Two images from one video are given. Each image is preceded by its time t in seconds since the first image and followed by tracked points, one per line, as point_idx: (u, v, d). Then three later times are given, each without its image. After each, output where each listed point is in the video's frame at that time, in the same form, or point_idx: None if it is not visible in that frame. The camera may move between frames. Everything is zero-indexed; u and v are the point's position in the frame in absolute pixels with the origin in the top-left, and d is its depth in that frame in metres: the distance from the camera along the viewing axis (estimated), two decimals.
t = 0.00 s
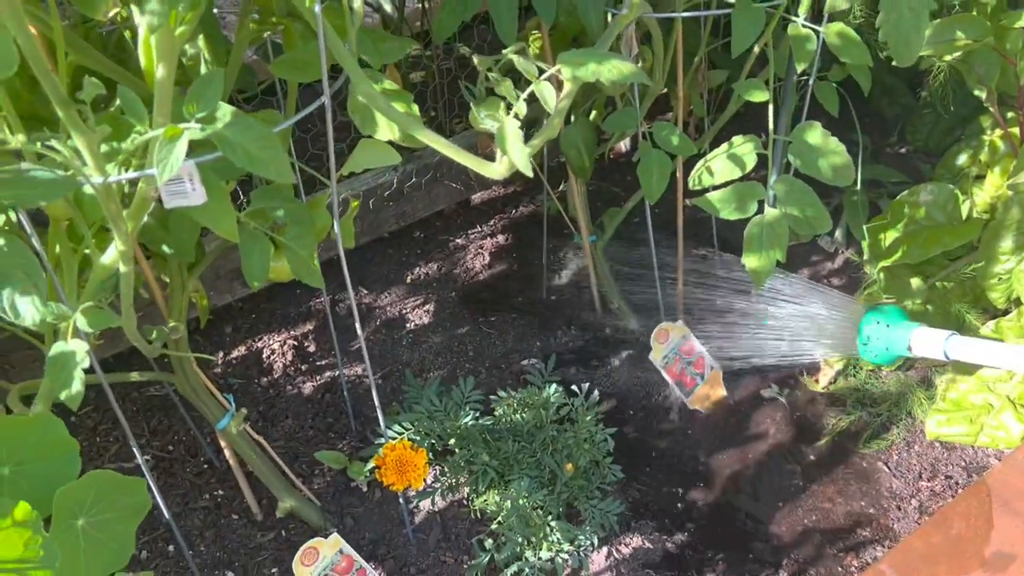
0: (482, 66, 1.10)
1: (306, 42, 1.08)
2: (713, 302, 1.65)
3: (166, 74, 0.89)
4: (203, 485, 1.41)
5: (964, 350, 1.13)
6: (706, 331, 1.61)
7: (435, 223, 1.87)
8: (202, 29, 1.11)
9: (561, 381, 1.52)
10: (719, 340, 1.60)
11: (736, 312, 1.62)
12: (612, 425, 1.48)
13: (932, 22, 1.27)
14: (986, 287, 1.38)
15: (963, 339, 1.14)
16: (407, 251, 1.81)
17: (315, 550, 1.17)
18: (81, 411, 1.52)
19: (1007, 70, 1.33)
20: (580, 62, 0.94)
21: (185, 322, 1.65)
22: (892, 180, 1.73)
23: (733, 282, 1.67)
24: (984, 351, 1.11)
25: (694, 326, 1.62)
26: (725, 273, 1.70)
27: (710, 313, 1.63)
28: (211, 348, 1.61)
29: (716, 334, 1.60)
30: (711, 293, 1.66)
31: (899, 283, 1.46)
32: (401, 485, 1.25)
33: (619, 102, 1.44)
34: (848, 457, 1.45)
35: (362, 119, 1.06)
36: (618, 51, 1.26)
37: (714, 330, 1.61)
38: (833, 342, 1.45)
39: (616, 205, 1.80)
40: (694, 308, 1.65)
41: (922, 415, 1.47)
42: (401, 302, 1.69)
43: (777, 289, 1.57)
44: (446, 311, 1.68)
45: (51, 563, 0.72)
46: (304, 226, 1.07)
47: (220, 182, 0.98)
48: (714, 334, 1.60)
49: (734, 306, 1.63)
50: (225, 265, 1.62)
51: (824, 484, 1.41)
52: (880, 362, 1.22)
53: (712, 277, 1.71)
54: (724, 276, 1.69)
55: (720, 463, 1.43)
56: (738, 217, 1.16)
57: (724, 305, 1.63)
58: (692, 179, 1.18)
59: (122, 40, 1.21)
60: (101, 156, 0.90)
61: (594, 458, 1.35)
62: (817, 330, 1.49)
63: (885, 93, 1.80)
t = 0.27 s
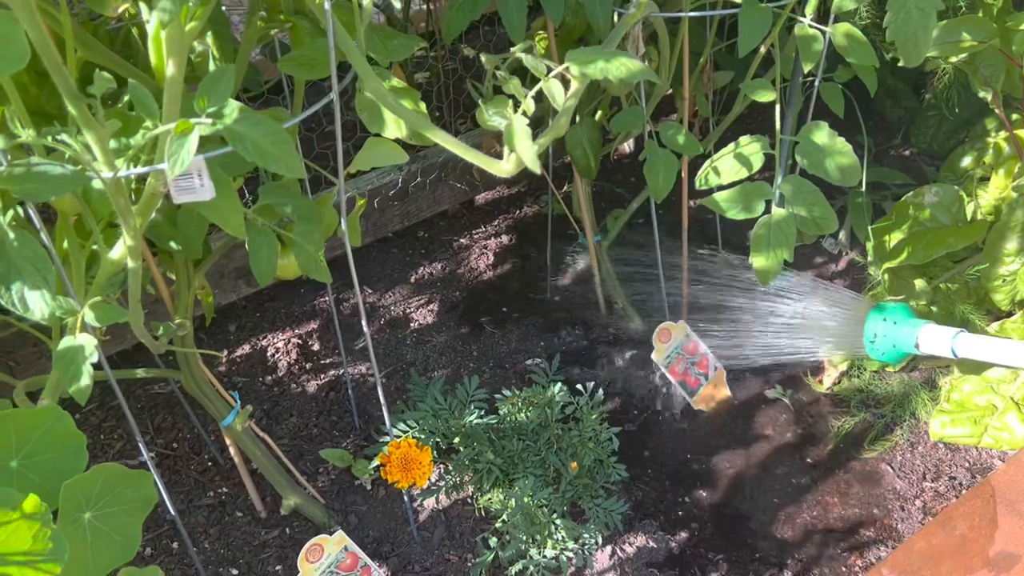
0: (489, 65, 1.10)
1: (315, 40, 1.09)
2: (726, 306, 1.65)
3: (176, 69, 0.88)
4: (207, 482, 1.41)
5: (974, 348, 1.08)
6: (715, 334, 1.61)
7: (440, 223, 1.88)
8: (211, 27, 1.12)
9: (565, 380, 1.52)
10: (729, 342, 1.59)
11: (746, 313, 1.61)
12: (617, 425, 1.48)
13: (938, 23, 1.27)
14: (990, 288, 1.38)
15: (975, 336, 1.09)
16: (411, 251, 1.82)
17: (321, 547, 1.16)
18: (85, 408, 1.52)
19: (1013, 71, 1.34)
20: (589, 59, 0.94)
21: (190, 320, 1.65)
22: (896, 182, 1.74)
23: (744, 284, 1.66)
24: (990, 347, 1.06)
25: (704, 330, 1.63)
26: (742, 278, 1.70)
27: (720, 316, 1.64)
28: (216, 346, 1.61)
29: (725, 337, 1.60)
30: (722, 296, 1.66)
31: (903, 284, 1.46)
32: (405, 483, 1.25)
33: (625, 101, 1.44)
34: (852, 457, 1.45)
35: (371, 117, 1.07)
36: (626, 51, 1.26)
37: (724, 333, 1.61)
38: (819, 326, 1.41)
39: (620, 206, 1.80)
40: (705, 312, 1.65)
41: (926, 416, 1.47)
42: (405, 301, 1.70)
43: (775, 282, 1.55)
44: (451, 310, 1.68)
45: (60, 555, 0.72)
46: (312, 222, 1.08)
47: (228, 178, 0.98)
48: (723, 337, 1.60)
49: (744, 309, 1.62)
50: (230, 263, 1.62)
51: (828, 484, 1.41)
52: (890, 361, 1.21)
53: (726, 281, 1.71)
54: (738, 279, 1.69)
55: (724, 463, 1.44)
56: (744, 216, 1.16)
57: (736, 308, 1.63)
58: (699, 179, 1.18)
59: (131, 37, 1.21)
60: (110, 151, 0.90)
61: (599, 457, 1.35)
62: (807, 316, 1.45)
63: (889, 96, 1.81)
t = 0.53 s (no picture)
0: (490, 63, 1.11)
1: (317, 37, 1.09)
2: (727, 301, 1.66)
3: (179, 64, 0.88)
4: (207, 480, 1.41)
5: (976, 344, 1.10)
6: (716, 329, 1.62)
7: (440, 222, 1.88)
8: (213, 24, 1.12)
9: (564, 379, 1.52)
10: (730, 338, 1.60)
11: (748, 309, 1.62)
12: (616, 423, 1.49)
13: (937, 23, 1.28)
14: (988, 288, 1.38)
15: (976, 333, 1.11)
16: (411, 250, 1.82)
17: (321, 543, 1.16)
18: (85, 405, 1.52)
19: (1011, 71, 1.34)
20: (590, 57, 0.95)
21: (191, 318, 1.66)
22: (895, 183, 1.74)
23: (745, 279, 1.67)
24: (991, 343, 1.08)
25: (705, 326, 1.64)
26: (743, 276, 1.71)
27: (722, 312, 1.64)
28: (216, 345, 1.62)
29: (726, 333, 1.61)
30: (723, 290, 1.67)
31: (902, 283, 1.47)
32: (405, 480, 1.25)
33: (625, 101, 1.45)
34: (850, 456, 1.45)
35: (372, 114, 1.07)
36: (626, 50, 1.27)
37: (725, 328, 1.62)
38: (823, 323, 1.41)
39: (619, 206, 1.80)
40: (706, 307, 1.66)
41: (925, 415, 1.48)
42: (405, 301, 1.70)
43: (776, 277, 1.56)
44: (451, 309, 1.68)
45: (62, 547, 0.72)
46: (314, 218, 1.08)
47: (230, 173, 0.98)
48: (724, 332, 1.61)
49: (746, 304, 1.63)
50: (231, 262, 1.62)
51: (827, 482, 1.42)
52: (889, 357, 1.21)
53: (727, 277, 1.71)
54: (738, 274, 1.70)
55: (723, 462, 1.44)
56: (744, 214, 1.17)
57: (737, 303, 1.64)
58: (699, 178, 1.20)
59: (133, 34, 1.22)
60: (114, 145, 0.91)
61: (598, 454, 1.36)
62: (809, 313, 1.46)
63: (888, 97, 1.82)
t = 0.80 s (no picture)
0: (494, 65, 1.12)
1: (322, 39, 1.10)
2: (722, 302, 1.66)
3: (187, 65, 0.89)
4: (210, 479, 1.41)
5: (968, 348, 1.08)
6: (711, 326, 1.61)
7: (441, 224, 1.89)
8: (219, 26, 1.13)
9: (566, 379, 1.53)
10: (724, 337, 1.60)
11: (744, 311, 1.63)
12: (617, 424, 1.49)
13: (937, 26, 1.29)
14: (988, 290, 1.39)
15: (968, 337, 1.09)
16: (413, 251, 1.83)
17: (324, 542, 1.17)
18: (88, 405, 1.53)
19: (1010, 74, 1.36)
20: (594, 59, 0.96)
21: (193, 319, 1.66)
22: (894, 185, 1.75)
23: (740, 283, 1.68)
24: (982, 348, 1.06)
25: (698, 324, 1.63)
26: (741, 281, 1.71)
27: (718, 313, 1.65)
28: (219, 345, 1.62)
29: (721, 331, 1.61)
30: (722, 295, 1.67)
31: (902, 285, 1.48)
32: (408, 480, 1.25)
33: (627, 103, 1.46)
34: (850, 457, 1.46)
35: (377, 116, 1.08)
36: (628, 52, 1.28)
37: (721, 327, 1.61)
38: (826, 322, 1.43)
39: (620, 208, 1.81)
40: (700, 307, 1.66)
41: (924, 416, 1.48)
42: (407, 302, 1.71)
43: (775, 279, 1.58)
44: (452, 310, 1.69)
45: (71, 544, 0.72)
46: (318, 219, 1.09)
47: (236, 174, 0.99)
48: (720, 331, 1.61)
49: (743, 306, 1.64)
50: (234, 262, 1.63)
51: (827, 483, 1.42)
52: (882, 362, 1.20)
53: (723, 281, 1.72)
54: (732, 278, 1.71)
55: (724, 462, 1.45)
56: (746, 216, 1.17)
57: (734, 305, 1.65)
58: (703, 180, 1.20)
59: (138, 36, 1.22)
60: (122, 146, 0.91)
61: (600, 454, 1.36)
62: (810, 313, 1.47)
63: (887, 100, 1.83)
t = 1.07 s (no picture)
0: (494, 69, 1.12)
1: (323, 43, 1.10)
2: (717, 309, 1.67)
3: (189, 70, 0.89)
4: (210, 481, 1.42)
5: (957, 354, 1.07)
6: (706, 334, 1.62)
7: (441, 226, 1.90)
8: (221, 30, 1.14)
9: (565, 381, 1.53)
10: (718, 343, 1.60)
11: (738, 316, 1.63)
12: (616, 426, 1.50)
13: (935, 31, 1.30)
14: (985, 293, 1.40)
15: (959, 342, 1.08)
16: (413, 253, 1.83)
17: (325, 543, 1.17)
18: (89, 406, 1.53)
19: (1008, 79, 1.36)
20: (593, 64, 0.96)
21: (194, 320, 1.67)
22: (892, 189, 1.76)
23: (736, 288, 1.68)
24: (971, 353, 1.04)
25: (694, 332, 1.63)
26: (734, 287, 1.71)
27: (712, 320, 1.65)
28: (219, 347, 1.63)
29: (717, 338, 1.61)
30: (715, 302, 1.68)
31: (900, 288, 1.48)
32: (408, 482, 1.26)
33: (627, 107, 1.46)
34: (848, 460, 1.47)
35: (377, 119, 1.08)
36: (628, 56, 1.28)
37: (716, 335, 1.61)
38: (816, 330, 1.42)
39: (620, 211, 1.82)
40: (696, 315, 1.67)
41: (921, 418, 1.49)
42: (407, 304, 1.71)
43: (770, 286, 1.58)
44: (452, 312, 1.70)
45: (73, 545, 0.72)
46: (319, 222, 1.10)
47: (237, 177, 0.99)
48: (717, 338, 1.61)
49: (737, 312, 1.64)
50: (234, 265, 1.64)
51: (825, 485, 1.43)
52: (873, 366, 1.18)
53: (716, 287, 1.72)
54: (725, 284, 1.71)
55: (723, 464, 1.45)
56: (745, 219, 1.18)
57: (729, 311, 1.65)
58: (699, 183, 1.21)
59: (141, 39, 1.23)
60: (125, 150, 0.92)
61: (599, 456, 1.37)
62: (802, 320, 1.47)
63: (886, 104, 1.84)
